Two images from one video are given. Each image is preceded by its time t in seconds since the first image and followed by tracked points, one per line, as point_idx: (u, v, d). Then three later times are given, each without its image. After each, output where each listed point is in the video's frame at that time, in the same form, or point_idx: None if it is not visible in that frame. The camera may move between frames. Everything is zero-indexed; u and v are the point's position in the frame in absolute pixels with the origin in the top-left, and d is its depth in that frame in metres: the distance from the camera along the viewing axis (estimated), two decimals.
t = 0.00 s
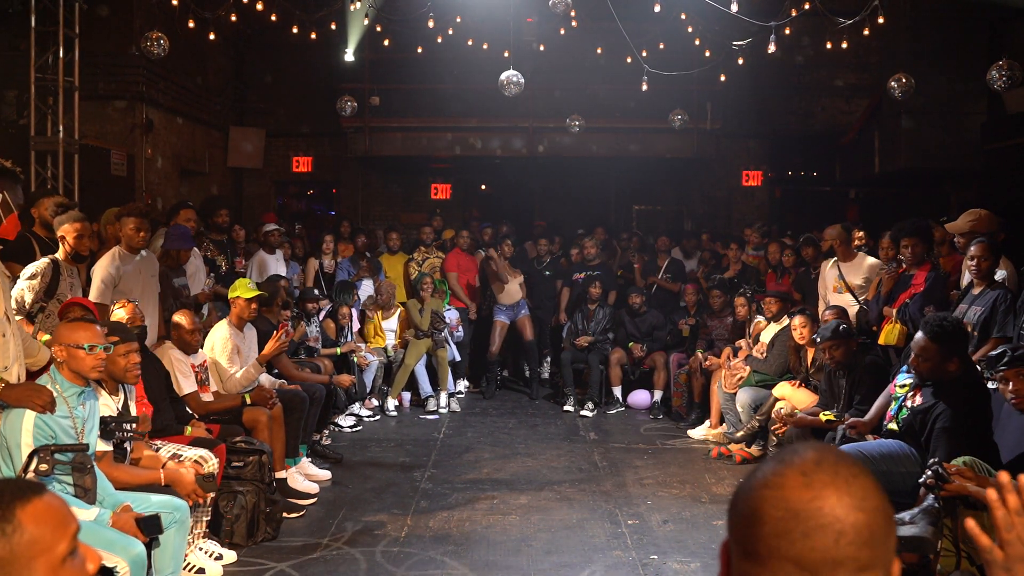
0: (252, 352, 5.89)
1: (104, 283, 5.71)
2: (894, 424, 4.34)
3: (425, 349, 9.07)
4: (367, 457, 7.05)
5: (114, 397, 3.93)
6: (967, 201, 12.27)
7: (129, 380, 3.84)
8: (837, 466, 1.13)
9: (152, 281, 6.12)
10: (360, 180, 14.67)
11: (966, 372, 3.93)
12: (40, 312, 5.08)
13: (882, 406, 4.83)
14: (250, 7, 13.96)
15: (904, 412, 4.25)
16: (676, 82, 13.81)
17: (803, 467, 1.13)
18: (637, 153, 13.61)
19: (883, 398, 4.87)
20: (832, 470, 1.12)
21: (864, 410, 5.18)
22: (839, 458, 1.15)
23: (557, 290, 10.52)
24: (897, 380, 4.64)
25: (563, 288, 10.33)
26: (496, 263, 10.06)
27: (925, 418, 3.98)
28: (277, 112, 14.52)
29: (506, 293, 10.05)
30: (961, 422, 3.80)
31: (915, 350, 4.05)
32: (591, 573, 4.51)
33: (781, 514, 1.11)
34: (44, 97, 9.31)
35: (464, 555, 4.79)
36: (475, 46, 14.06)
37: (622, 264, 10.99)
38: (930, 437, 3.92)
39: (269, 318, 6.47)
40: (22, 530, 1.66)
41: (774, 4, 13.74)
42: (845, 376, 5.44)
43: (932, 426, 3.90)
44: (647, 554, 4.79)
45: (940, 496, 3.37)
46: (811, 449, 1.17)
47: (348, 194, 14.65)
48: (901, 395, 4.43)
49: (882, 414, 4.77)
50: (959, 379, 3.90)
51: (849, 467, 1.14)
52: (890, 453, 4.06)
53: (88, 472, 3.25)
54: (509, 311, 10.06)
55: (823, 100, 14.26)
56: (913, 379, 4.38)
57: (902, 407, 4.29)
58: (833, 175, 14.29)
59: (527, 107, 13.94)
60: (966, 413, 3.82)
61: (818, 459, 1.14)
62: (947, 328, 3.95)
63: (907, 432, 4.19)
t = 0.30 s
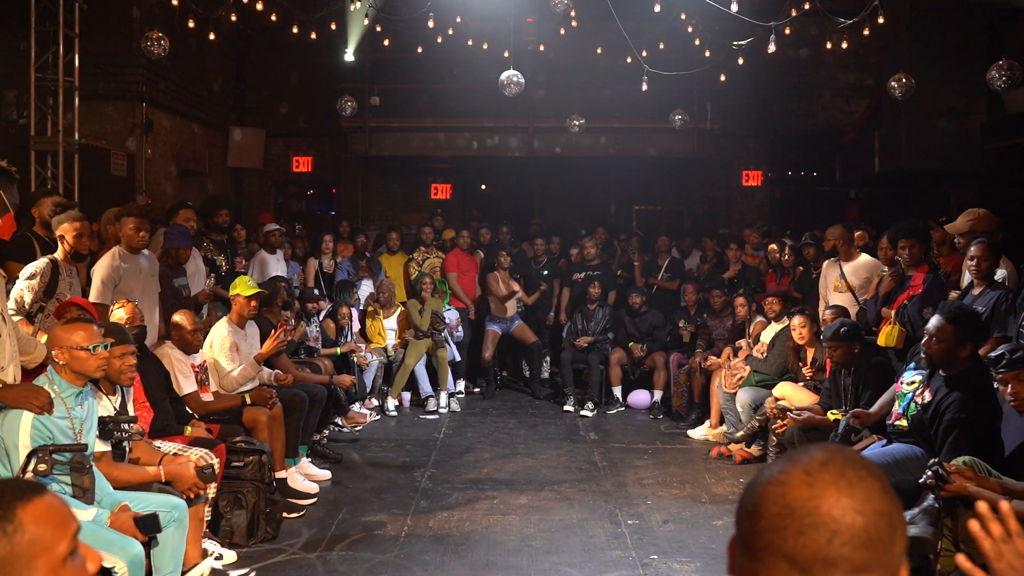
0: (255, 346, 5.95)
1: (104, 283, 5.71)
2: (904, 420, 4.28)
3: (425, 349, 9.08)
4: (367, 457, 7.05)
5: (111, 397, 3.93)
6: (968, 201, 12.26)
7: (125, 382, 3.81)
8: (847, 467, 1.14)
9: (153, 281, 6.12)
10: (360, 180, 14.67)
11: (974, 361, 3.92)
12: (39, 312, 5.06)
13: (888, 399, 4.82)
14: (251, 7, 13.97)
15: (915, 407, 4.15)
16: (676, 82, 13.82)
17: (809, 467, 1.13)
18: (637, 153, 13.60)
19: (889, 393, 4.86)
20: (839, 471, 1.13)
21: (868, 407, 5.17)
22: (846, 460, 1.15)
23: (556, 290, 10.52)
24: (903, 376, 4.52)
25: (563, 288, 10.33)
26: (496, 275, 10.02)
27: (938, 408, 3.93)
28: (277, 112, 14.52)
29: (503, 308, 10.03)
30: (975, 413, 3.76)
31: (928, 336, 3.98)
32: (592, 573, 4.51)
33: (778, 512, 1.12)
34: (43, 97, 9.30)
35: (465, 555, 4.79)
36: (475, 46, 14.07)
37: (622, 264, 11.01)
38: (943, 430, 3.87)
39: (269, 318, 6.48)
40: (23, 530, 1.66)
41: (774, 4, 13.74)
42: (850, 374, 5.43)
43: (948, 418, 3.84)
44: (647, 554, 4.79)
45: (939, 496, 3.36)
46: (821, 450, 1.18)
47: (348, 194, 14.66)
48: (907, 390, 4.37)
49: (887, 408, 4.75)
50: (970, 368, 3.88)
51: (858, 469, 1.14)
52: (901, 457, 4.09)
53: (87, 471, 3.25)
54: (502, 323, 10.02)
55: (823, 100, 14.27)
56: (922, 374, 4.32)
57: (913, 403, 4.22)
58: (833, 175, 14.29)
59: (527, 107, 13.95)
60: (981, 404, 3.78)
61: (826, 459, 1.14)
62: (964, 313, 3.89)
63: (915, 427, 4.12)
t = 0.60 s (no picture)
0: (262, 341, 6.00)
1: (105, 283, 5.71)
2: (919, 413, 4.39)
3: (425, 349, 9.08)
4: (367, 457, 7.06)
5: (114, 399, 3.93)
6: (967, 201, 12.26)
7: (127, 383, 3.88)
8: (853, 463, 1.14)
9: (153, 281, 6.11)
10: (360, 180, 14.68)
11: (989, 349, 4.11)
12: (39, 312, 5.07)
13: (905, 392, 4.79)
14: (250, 7, 13.97)
15: (933, 395, 4.28)
16: (676, 82, 13.82)
17: (821, 463, 1.13)
18: (637, 153, 13.60)
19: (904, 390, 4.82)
20: (849, 466, 1.13)
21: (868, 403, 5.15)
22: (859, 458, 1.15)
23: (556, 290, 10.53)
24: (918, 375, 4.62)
25: (563, 288, 10.33)
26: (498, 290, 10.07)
27: (961, 391, 4.05)
28: (277, 112, 14.52)
29: (501, 322, 10.01)
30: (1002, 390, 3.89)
31: (950, 323, 4.15)
32: (592, 573, 4.51)
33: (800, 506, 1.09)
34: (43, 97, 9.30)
35: (465, 555, 4.79)
36: (475, 45, 14.06)
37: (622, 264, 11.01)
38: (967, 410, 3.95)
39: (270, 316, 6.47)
40: (26, 530, 1.66)
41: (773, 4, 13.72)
42: (849, 374, 5.43)
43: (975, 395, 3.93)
44: (647, 554, 4.79)
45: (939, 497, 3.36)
46: (820, 449, 1.18)
47: (348, 194, 14.66)
48: (921, 384, 4.48)
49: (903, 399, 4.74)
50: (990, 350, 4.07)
51: (864, 463, 1.15)
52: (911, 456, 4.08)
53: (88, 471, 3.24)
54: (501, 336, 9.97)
55: (823, 100, 14.27)
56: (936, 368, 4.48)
57: (929, 394, 4.34)
58: (832, 176, 14.29)
59: (527, 107, 13.94)
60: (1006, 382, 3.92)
61: (832, 456, 1.15)
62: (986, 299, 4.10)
63: (932, 416, 4.23)
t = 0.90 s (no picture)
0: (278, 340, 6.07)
1: (104, 283, 5.71)
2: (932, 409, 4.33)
3: (425, 349, 9.08)
4: (367, 457, 7.05)
5: (120, 399, 3.94)
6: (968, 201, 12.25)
7: (135, 384, 3.87)
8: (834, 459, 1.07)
9: (153, 281, 6.11)
10: (360, 180, 14.68)
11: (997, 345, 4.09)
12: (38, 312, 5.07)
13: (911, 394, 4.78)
14: (250, 6, 13.96)
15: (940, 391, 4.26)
16: (677, 83, 13.83)
17: (809, 459, 1.04)
18: (638, 153, 13.61)
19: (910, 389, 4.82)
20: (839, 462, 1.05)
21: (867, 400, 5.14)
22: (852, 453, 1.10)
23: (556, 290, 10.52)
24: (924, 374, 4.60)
25: (563, 288, 10.33)
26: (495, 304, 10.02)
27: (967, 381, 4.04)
28: (277, 112, 14.52)
29: (501, 334, 9.94)
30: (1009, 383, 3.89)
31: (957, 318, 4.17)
32: (592, 573, 4.51)
33: (829, 500, 1.00)
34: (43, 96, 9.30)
35: (465, 555, 4.79)
36: (475, 45, 14.04)
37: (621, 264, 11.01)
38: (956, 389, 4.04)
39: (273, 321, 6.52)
40: (26, 529, 1.65)
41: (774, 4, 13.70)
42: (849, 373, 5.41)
43: (969, 378, 3.99)
44: (647, 554, 4.79)
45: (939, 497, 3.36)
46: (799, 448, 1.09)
47: (348, 194, 14.67)
48: (928, 381, 4.45)
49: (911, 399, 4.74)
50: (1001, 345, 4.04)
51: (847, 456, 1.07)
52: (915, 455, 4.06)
53: (87, 471, 3.25)
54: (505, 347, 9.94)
55: (823, 100, 14.27)
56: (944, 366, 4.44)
57: (935, 390, 4.31)
58: (833, 176, 14.29)
59: (527, 107, 13.94)
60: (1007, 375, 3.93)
61: (816, 455, 1.06)
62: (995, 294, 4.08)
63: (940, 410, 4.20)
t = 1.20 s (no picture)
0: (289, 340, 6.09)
1: (105, 283, 5.72)
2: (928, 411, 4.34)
3: (425, 349, 9.07)
4: (367, 457, 7.05)
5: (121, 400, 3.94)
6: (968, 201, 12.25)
7: (136, 384, 3.89)
8: (842, 459, 1.05)
9: (153, 281, 6.11)
10: (360, 180, 14.68)
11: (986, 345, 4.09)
12: (38, 312, 5.07)
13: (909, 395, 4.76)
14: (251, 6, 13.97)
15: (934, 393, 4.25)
16: (676, 83, 13.84)
17: (809, 463, 1.04)
18: (637, 153, 13.64)
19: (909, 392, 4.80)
20: (841, 465, 1.04)
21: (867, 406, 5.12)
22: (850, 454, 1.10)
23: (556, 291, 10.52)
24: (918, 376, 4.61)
25: (563, 288, 10.32)
26: (498, 311, 10.14)
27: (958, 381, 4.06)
28: (278, 112, 14.53)
29: (505, 342, 9.94)
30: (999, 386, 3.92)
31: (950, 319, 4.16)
32: (592, 572, 4.51)
33: (831, 500, 1.00)
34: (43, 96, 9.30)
35: (465, 555, 4.79)
36: (475, 45, 14.00)
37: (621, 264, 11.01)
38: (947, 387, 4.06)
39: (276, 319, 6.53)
40: (27, 529, 1.65)
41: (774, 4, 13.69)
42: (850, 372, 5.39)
43: (961, 375, 4.00)
44: (647, 554, 4.79)
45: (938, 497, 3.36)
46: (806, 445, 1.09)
47: (348, 194, 14.68)
48: (922, 384, 4.48)
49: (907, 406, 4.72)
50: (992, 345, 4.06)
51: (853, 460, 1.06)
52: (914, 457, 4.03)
53: (87, 472, 3.25)
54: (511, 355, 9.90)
55: (823, 100, 14.29)
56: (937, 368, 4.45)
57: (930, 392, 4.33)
58: (833, 175, 14.28)
59: (527, 107, 13.95)
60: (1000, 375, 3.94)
61: (819, 454, 1.05)
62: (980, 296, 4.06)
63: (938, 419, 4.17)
